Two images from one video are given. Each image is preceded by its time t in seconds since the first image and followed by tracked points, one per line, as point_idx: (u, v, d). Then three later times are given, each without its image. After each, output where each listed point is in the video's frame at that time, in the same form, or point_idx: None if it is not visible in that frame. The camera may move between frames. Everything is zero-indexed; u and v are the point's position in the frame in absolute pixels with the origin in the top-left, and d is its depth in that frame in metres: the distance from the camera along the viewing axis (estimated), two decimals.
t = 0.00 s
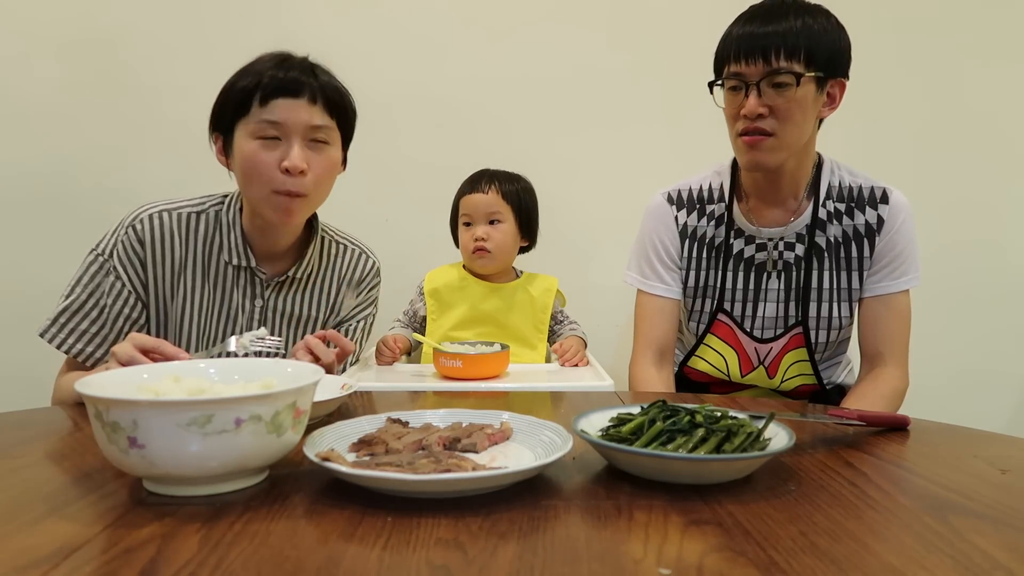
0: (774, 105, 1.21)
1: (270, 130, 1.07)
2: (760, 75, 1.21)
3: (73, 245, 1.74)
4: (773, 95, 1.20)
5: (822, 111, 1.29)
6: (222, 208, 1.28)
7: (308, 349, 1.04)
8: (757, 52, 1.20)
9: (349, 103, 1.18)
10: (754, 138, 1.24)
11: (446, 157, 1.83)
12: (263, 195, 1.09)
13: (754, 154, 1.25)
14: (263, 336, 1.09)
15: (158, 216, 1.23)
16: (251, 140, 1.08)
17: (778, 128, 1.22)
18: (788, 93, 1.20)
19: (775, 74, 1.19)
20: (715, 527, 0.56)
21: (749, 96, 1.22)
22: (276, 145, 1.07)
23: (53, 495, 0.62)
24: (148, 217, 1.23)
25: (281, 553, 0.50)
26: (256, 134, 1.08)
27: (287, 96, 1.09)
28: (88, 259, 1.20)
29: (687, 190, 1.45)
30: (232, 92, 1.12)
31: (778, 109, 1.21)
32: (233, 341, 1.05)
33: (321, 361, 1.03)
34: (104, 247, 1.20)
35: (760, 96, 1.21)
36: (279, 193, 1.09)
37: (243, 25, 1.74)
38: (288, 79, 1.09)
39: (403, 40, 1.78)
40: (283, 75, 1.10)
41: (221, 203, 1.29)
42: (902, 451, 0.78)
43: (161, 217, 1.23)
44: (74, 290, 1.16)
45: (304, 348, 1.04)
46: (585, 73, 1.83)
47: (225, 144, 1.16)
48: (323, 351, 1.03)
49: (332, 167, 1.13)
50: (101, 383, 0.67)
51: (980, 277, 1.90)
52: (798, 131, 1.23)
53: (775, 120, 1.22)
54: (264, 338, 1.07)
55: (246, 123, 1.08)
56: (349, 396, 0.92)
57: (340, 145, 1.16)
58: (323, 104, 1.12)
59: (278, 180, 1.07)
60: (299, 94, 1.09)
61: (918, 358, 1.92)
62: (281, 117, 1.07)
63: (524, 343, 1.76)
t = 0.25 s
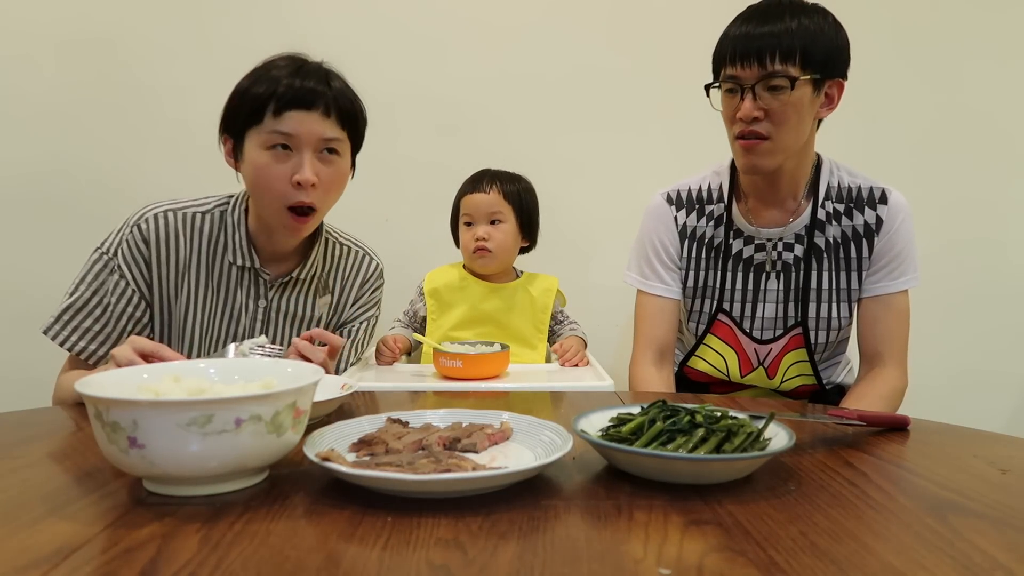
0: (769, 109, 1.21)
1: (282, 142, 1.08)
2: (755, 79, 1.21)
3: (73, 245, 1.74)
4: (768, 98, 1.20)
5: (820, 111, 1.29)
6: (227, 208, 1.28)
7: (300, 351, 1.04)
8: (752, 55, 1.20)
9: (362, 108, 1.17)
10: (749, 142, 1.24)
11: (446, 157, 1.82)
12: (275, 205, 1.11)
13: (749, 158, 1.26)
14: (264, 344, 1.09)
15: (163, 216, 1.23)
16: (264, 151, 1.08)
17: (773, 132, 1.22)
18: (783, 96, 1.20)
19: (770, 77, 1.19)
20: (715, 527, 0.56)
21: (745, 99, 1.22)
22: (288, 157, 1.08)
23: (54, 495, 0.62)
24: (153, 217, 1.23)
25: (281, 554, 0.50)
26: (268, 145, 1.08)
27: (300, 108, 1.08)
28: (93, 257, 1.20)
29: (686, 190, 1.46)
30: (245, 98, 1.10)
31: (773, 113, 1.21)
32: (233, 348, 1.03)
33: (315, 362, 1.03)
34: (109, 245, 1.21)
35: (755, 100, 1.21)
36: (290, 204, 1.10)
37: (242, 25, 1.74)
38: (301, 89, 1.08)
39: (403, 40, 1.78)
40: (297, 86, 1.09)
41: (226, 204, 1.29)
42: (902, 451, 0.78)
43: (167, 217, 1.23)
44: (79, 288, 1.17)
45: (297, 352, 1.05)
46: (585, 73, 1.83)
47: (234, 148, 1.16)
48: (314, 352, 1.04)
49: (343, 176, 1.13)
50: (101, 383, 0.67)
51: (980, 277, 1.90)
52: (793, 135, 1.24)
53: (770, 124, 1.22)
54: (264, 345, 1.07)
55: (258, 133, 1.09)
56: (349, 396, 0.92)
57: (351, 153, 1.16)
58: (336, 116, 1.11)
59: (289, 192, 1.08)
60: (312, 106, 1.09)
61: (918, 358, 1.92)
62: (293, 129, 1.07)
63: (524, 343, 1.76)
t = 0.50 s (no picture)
0: (768, 111, 1.21)
1: (292, 146, 1.08)
2: (752, 81, 1.21)
3: (73, 245, 1.74)
4: (766, 101, 1.20)
5: (819, 112, 1.29)
6: (230, 209, 1.28)
7: (298, 350, 1.04)
8: (749, 58, 1.20)
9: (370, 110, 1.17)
10: (747, 144, 1.25)
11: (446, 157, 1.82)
12: (283, 209, 1.11)
13: (747, 160, 1.26)
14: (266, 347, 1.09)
15: (166, 217, 1.23)
16: (273, 155, 1.09)
17: (771, 134, 1.23)
18: (781, 98, 1.20)
19: (767, 80, 1.19)
20: (715, 527, 0.56)
21: (742, 102, 1.22)
22: (298, 162, 1.08)
23: (53, 495, 0.62)
24: (156, 218, 1.23)
25: (281, 554, 0.50)
26: (278, 149, 1.08)
27: (311, 113, 1.08)
28: (95, 258, 1.20)
29: (686, 190, 1.46)
30: (253, 101, 1.10)
31: (771, 115, 1.21)
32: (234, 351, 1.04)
33: (313, 360, 1.03)
34: (111, 246, 1.21)
35: (753, 102, 1.21)
36: (299, 209, 1.10)
37: (242, 26, 1.74)
38: (312, 94, 1.08)
39: (403, 40, 1.78)
40: (308, 90, 1.08)
41: (230, 205, 1.28)
42: (902, 451, 0.78)
43: (169, 218, 1.23)
44: (81, 288, 1.17)
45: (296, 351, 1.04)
46: (585, 73, 1.83)
47: (241, 149, 1.15)
48: (311, 351, 1.03)
49: (350, 179, 1.14)
50: (101, 384, 0.67)
51: (980, 277, 1.90)
52: (791, 137, 1.24)
53: (768, 126, 1.22)
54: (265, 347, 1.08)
55: (268, 137, 1.09)
56: (349, 396, 0.92)
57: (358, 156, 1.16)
58: (346, 121, 1.11)
59: (298, 197, 1.09)
60: (323, 111, 1.09)
61: (918, 359, 1.92)
62: (303, 134, 1.07)
63: (524, 343, 1.76)
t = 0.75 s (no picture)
0: (766, 112, 1.21)
1: (293, 145, 1.08)
2: (750, 82, 1.21)
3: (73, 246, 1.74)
4: (764, 102, 1.20)
5: (818, 112, 1.29)
6: (230, 209, 1.27)
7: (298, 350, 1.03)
8: (746, 59, 1.20)
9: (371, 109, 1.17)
10: (745, 144, 1.25)
11: (446, 157, 1.83)
12: (285, 208, 1.11)
13: (746, 160, 1.26)
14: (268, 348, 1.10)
15: (166, 217, 1.23)
16: (275, 154, 1.08)
17: (769, 135, 1.23)
18: (779, 99, 1.20)
19: (766, 81, 1.19)
20: (715, 527, 0.56)
21: (741, 103, 1.22)
22: (300, 160, 1.08)
23: (53, 495, 0.61)
24: (156, 217, 1.23)
25: (281, 554, 0.50)
26: (280, 148, 1.08)
27: (312, 113, 1.08)
28: (94, 257, 1.20)
29: (686, 190, 1.46)
30: (255, 101, 1.10)
31: (769, 116, 1.21)
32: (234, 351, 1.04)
33: (312, 361, 1.02)
34: (111, 245, 1.21)
35: (751, 103, 1.21)
36: (300, 208, 1.10)
37: (242, 26, 1.74)
38: (314, 93, 1.08)
39: (403, 40, 1.78)
40: (310, 89, 1.08)
41: (230, 205, 1.28)
42: (902, 451, 0.78)
43: (169, 218, 1.23)
44: (80, 288, 1.17)
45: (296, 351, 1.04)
46: (585, 73, 1.83)
47: (242, 148, 1.15)
48: (310, 350, 1.03)
49: (352, 178, 1.14)
50: (101, 383, 0.67)
51: (980, 277, 1.90)
52: (789, 137, 1.24)
53: (766, 127, 1.22)
54: (266, 347, 1.08)
55: (269, 136, 1.09)
56: (349, 396, 0.92)
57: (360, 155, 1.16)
58: (348, 120, 1.11)
59: (300, 196, 1.09)
60: (324, 111, 1.09)
61: (918, 359, 1.92)
62: (304, 133, 1.07)
63: (524, 343, 1.76)
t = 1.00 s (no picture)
0: (765, 113, 1.21)
1: (294, 143, 1.08)
2: (750, 83, 1.21)
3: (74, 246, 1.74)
4: (763, 102, 1.20)
5: (818, 112, 1.29)
6: (230, 209, 1.27)
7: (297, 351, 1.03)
8: (746, 60, 1.20)
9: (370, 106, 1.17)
10: (745, 145, 1.25)
11: (446, 157, 1.82)
12: (286, 207, 1.11)
13: (746, 161, 1.26)
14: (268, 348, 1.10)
15: (166, 217, 1.23)
16: (275, 153, 1.08)
17: (769, 135, 1.22)
18: (778, 100, 1.20)
19: (765, 81, 1.19)
20: (715, 527, 0.56)
21: (741, 103, 1.22)
22: (300, 159, 1.08)
23: (53, 495, 0.62)
24: (156, 218, 1.23)
25: (281, 554, 0.50)
26: (280, 147, 1.08)
27: (312, 111, 1.08)
28: (94, 258, 1.20)
29: (686, 190, 1.46)
30: (254, 101, 1.10)
31: (768, 117, 1.21)
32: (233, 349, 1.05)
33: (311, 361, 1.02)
34: (111, 245, 1.21)
35: (750, 104, 1.21)
36: (301, 207, 1.10)
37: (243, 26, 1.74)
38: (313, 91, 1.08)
39: (403, 40, 1.78)
40: (309, 88, 1.08)
41: (230, 205, 1.28)
42: (902, 451, 0.78)
43: (169, 218, 1.23)
44: (80, 288, 1.17)
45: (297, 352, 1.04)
46: (585, 73, 1.83)
47: (243, 149, 1.15)
48: (310, 351, 1.02)
49: (352, 176, 1.14)
50: (101, 384, 0.67)
51: (980, 277, 1.90)
52: (789, 137, 1.23)
53: (765, 128, 1.22)
54: (266, 347, 1.08)
55: (269, 135, 1.09)
56: (349, 396, 0.92)
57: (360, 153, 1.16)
58: (347, 119, 1.11)
59: (301, 194, 1.08)
60: (324, 109, 1.09)
61: (918, 359, 1.92)
62: (304, 131, 1.07)
63: (524, 343, 1.76)
